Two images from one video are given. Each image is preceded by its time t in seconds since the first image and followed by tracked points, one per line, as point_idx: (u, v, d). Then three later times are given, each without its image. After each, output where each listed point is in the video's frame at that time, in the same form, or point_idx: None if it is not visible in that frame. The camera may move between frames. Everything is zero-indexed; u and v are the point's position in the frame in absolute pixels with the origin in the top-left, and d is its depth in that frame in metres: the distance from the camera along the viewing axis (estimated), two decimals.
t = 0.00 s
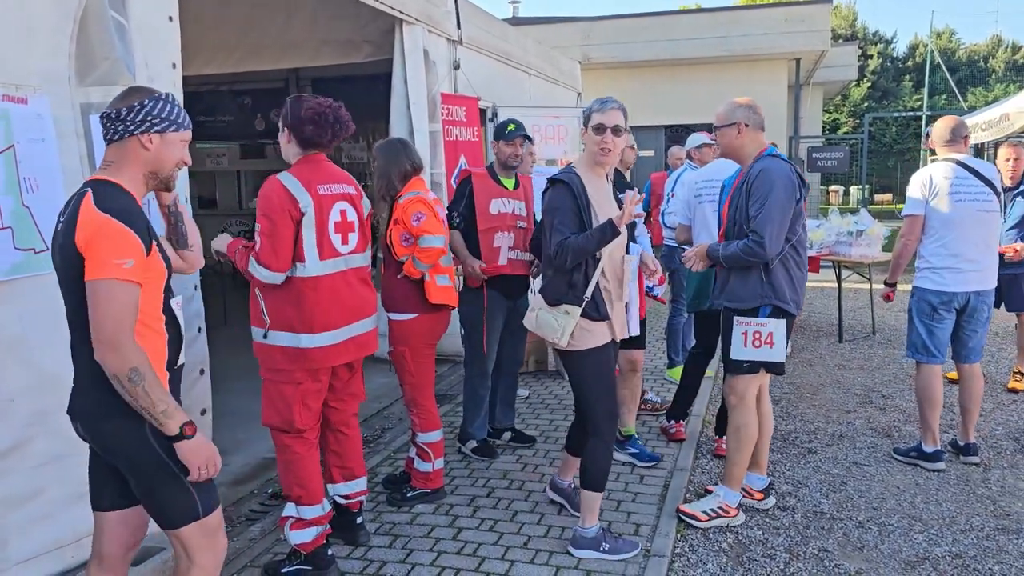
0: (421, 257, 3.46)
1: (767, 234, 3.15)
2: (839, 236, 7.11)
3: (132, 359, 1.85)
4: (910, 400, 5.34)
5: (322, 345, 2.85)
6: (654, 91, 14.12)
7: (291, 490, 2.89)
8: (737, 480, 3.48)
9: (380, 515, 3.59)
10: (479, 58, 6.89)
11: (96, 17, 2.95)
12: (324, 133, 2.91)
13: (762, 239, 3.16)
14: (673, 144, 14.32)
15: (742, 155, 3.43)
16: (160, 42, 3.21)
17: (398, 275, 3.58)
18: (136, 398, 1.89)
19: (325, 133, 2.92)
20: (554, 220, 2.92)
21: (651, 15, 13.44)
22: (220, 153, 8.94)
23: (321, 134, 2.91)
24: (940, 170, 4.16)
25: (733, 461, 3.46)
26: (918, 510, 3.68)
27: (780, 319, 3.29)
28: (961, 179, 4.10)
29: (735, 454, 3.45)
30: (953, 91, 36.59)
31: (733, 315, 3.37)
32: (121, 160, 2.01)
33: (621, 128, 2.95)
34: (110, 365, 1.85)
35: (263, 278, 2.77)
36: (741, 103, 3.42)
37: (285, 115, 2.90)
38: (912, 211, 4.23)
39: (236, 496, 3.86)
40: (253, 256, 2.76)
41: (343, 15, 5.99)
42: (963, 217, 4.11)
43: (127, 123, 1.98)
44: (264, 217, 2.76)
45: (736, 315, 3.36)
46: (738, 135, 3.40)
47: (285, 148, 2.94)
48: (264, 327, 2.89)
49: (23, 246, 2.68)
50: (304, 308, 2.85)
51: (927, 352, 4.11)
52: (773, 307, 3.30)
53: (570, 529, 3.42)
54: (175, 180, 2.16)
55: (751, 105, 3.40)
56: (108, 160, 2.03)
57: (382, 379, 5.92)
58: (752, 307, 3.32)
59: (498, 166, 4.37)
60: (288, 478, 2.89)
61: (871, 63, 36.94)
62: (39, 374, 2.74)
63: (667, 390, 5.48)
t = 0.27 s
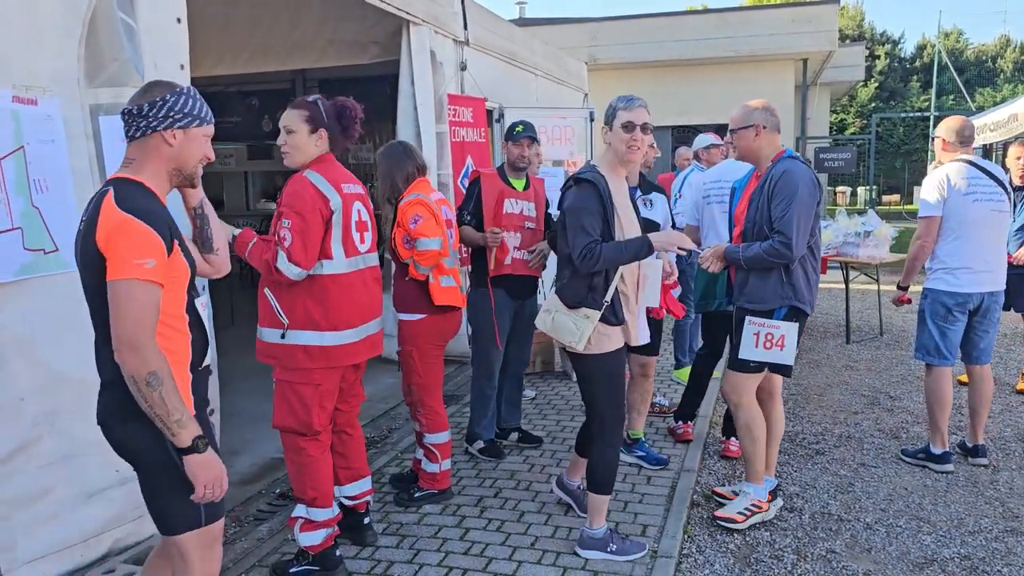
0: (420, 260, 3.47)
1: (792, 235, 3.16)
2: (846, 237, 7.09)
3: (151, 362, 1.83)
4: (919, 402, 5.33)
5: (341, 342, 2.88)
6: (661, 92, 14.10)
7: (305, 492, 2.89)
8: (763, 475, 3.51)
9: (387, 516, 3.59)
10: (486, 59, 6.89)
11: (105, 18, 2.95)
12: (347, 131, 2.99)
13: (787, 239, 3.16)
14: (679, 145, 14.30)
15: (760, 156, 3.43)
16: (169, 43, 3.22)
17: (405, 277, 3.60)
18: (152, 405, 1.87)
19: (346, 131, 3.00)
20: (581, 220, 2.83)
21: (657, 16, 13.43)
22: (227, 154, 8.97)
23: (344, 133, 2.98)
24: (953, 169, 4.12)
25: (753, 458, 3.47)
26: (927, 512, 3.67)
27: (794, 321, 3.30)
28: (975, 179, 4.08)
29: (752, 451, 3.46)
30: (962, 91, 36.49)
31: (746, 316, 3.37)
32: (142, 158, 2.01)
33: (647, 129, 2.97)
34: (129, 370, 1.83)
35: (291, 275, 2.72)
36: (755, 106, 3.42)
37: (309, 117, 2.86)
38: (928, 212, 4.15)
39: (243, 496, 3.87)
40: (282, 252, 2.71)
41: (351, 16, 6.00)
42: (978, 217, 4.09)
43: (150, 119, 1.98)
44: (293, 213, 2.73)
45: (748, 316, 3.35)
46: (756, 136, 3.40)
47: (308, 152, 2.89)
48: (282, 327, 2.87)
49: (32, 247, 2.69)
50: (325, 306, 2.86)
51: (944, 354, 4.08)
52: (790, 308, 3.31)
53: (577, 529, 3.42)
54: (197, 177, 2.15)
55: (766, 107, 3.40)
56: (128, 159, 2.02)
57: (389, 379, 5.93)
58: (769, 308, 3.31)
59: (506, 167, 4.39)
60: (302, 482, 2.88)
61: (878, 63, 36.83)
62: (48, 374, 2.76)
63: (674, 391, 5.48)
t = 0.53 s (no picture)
0: (421, 258, 3.49)
1: (799, 235, 3.15)
2: (848, 237, 7.08)
3: (194, 363, 1.89)
4: (921, 402, 5.32)
5: (354, 343, 2.91)
6: (663, 92, 14.10)
7: (312, 499, 2.90)
8: (805, 477, 3.49)
9: (390, 516, 3.59)
10: (489, 59, 6.90)
11: (107, 20, 2.96)
12: (344, 128, 3.04)
13: (794, 239, 3.15)
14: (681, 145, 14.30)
15: (769, 155, 3.43)
16: (172, 45, 3.23)
17: (405, 276, 3.60)
18: (191, 407, 1.92)
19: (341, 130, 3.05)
20: (623, 224, 2.77)
21: (659, 16, 13.42)
22: (230, 155, 8.99)
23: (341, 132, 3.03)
24: (956, 169, 4.10)
25: (795, 465, 3.45)
26: (930, 512, 3.66)
27: (809, 323, 3.30)
28: (979, 179, 4.07)
29: (794, 458, 3.44)
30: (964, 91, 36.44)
31: (761, 322, 3.36)
32: (154, 156, 2.03)
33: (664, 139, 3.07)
34: (170, 370, 1.88)
35: (320, 274, 2.69)
36: (759, 107, 3.41)
37: (316, 118, 2.85)
38: (935, 213, 4.10)
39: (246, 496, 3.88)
40: (313, 249, 2.66)
41: (353, 17, 6.00)
42: (982, 217, 4.09)
43: (163, 117, 2.00)
44: (321, 212, 2.70)
45: (763, 321, 3.35)
46: (767, 135, 3.40)
47: (316, 152, 2.87)
48: (297, 329, 2.82)
49: (36, 248, 2.69)
50: (340, 307, 2.88)
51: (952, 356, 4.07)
52: (802, 309, 3.30)
53: (580, 530, 3.42)
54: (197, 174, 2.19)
55: (770, 106, 3.39)
56: (136, 157, 2.03)
57: (392, 380, 5.94)
58: (780, 309, 3.30)
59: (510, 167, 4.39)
60: (312, 487, 2.88)
61: (881, 63, 36.79)
62: (52, 375, 2.76)
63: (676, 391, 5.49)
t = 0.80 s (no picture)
0: (424, 257, 3.48)
1: (811, 236, 3.15)
2: (848, 237, 7.08)
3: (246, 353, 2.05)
4: (920, 402, 5.33)
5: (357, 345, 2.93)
6: (662, 92, 14.10)
7: (313, 508, 2.88)
8: (811, 480, 3.47)
9: (390, 517, 3.59)
10: (488, 60, 6.90)
11: (107, 21, 2.96)
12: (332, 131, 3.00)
13: (806, 240, 3.15)
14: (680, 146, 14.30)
15: (776, 155, 3.43)
16: (171, 46, 3.24)
17: (402, 277, 3.60)
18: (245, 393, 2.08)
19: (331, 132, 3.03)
20: (639, 227, 2.79)
21: (658, 17, 13.42)
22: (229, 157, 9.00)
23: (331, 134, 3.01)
24: (951, 172, 4.10)
25: (803, 465, 3.45)
26: (929, 512, 3.66)
27: (821, 322, 3.31)
28: (974, 180, 4.07)
29: (803, 459, 3.44)
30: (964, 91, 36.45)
31: (771, 322, 3.35)
32: (142, 159, 2.06)
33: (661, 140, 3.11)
34: (226, 364, 2.02)
35: (324, 275, 2.68)
36: (759, 110, 3.40)
37: (310, 119, 2.82)
38: (928, 215, 4.11)
39: (246, 498, 3.88)
40: (317, 251, 2.64)
41: (352, 18, 6.01)
42: (976, 218, 4.09)
43: (152, 121, 2.03)
44: (322, 214, 2.69)
45: (774, 322, 3.33)
46: (778, 134, 3.39)
47: (307, 154, 2.86)
48: (302, 335, 2.80)
49: (35, 250, 2.70)
50: (343, 309, 2.89)
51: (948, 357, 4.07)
52: (814, 309, 3.29)
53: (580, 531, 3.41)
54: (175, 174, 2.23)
55: (772, 106, 3.38)
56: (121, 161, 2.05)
57: (391, 381, 5.94)
58: (792, 310, 3.29)
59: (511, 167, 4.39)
60: (313, 496, 2.86)
61: (880, 63, 36.78)
62: (52, 376, 2.76)
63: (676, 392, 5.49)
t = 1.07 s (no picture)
0: (423, 254, 3.49)
1: (820, 238, 3.15)
2: (844, 237, 7.08)
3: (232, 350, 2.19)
4: (917, 402, 5.33)
5: (355, 346, 2.94)
6: (658, 93, 14.09)
7: (312, 510, 2.90)
8: (808, 481, 3.49)
9: (387, 519, 3.59)
10: (484, 61, 6.90)
11: (102, 23, 2.96)
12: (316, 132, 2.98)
13: (816, 243, 3.15)
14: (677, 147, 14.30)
15: (781, 155, 3.42)
16: (166, 48, 3.24)
17: (400, 276, 3.60)
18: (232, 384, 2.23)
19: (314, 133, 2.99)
20: (635, 227, 2.80)
21: (654, 18, 13.43)
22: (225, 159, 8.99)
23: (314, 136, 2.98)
24: (938, 173, 4.15)
25: (801, 466, 3.46)
26: (926, 512, 3.67)
27: (823, 323, 3.30)
28: (959, 181, 4.09)
29: (801, 460, 3.45)
30: (959, 91, 36.51)
31: (774, 323, 3.35)
32: (111, 165, 2.10)
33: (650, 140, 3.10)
34: (216, 360, 2.17)
35: (309, 279, 2.66)
36: (762, 111, 3.40)
37: (291, 120, 2.81)
38: (911, 215, 4.22)
39: (242, 500, 3.88)
40: (300, 255, 2.62)
41: (347, 20, 6.01)
42: (962, 218, 4.09)
43: (119, 127, 2.07)
44: (304, 216, 2.68)
45: (777, 323, 3.33)
46: (787, 134, 3.38)
47: (290, 155, 2.84)
48: (297, 340, 2.79)
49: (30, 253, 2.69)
50: (338, 310, 2.89)
51: (930, 356, 4.09)
52: (817, 310, 3.30)
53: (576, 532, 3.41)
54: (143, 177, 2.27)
55: (779, 106, 3.37)
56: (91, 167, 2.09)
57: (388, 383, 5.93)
58: (796, 312, 3.29)
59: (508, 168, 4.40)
60: (312, 498, 2.89)
61: (876, 63, 36.83)
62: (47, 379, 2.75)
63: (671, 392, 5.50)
